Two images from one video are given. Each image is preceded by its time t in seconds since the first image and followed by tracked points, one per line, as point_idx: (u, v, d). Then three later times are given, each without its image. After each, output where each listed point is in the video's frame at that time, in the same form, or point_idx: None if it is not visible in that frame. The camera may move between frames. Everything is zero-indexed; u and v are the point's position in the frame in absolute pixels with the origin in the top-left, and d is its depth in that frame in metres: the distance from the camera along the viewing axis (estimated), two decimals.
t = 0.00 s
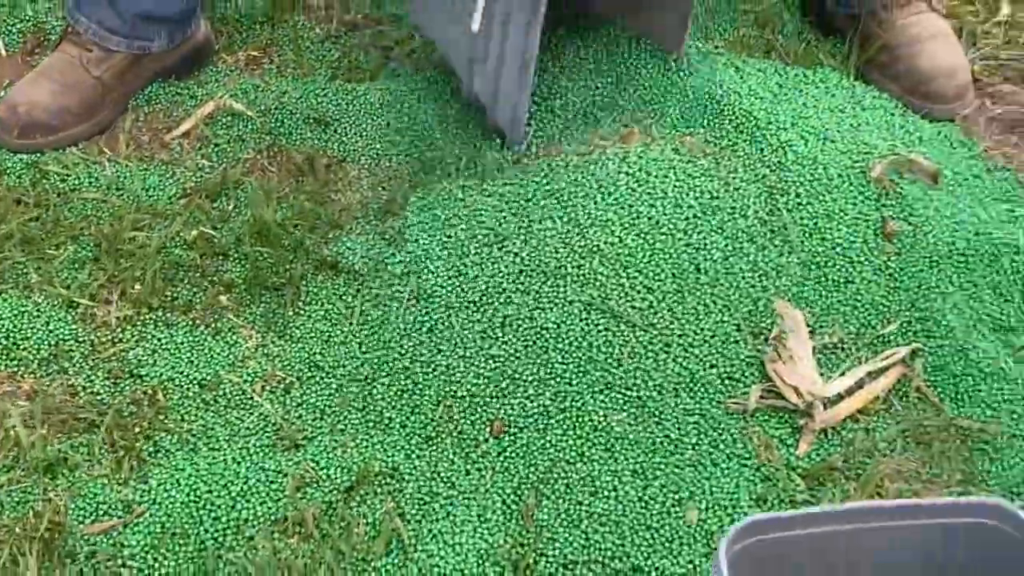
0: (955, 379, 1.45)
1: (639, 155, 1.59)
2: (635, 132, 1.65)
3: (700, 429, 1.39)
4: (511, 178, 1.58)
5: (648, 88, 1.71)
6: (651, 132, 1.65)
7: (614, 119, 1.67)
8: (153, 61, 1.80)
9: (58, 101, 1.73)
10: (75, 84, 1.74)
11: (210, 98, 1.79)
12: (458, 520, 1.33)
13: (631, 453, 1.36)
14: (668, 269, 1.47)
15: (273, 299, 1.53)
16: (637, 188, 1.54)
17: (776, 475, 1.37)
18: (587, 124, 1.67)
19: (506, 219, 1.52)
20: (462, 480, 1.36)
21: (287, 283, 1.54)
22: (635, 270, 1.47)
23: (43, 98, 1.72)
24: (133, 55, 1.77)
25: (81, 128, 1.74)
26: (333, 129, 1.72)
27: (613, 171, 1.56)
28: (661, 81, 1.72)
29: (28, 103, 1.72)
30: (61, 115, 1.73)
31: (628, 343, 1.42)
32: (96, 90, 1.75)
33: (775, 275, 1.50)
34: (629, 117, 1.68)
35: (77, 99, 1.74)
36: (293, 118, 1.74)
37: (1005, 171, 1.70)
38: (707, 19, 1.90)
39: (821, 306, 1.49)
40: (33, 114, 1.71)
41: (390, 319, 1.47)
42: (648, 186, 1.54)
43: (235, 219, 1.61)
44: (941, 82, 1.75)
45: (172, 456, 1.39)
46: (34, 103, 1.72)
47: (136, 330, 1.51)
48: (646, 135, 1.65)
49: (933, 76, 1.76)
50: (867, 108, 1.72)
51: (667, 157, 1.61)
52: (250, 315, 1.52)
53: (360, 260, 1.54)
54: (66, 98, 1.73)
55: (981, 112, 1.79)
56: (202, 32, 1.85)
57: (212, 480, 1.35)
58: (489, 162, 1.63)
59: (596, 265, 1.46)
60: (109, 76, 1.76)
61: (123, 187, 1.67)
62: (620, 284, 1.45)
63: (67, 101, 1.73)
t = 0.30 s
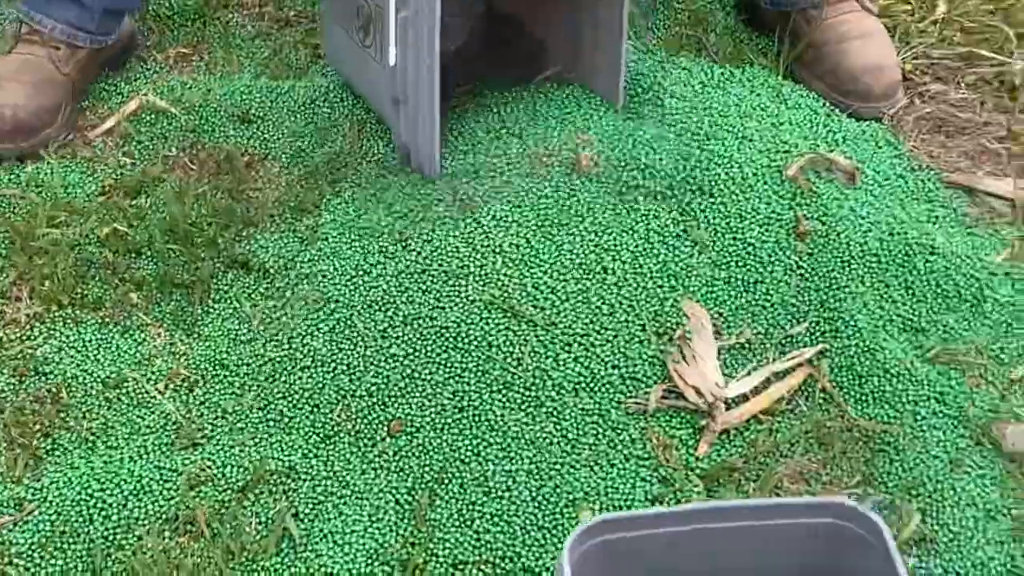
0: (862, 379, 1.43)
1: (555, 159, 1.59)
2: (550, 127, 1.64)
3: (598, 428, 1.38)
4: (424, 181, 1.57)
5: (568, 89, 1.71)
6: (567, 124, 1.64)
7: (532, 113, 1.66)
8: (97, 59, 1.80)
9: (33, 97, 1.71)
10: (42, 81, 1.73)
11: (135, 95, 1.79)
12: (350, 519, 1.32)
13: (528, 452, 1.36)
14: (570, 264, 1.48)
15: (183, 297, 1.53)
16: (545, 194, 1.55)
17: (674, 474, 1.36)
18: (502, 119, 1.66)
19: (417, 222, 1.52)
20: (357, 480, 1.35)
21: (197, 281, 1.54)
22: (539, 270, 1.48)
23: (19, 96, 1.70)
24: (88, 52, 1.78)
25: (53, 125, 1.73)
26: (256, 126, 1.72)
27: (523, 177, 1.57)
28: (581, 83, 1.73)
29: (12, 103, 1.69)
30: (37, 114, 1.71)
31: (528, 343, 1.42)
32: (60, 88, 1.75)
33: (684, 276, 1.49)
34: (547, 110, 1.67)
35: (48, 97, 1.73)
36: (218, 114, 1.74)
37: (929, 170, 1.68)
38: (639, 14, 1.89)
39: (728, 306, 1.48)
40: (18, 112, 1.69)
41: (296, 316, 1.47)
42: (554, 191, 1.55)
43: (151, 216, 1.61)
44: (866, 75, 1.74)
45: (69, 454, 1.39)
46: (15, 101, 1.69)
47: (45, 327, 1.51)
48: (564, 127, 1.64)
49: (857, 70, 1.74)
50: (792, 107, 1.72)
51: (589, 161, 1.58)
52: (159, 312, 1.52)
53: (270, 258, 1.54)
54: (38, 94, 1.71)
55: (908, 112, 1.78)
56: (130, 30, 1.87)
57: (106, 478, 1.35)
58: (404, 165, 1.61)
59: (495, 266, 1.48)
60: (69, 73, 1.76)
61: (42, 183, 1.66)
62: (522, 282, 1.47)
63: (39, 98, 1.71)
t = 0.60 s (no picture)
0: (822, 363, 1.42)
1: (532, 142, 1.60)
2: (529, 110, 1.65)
3: (563, 403, 1.37)
4: (398, 164, 1.58)
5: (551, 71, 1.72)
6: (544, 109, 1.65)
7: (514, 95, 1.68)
8: (80, 28, 1.79)
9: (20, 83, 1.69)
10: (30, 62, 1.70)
11: (122, 68, 1.80)
12: (310, 490, 1.33)
13: (491, 426, 1.36)
14: (537, 237, 1.50)
15: (159, 269, 1.54)
16: (518, 170, 1.56)
17: (637, 450, 1.35)
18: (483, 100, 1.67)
19: (386, 194, 1.55)
20: (320, 451, 1.35)
21: (173, 253, 1.54)
22: (509, 243, 1.49)
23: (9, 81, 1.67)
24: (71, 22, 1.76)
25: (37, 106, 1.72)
26: (240, 101, 1.73)
27: (498, 158, 1.58)
28: (563, 62, 1.73)
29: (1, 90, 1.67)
30: (31, 93, 1.70)
31: (494, 317, 1.43)
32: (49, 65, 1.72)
33: (656, 250, 1.49)
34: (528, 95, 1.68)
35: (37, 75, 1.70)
36: (202, 88, 1.75)
37: (914, 146, 1.66)
38: None
39: (699, 283, 1.47)
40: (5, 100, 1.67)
41: (267, 287, 1.49)
42: (525, 171, 1.56)
43: (132, 189, 1.62)
44: (868, 53, 1.72)
45: (38, 424, 1.39)
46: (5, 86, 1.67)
47: (21, 298, 1.51)
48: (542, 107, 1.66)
49: (858, 49, 1.72)
50: (777, 82, 1.70)
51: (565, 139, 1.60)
52: (135, 284, 1.53)
53: (245, 233, 1.55)
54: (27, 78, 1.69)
55: (898, 87, 1.76)
56: None
57: (72, 447, 1.36)
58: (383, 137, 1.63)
59: (462, 238, 1.49)
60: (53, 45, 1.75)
61: (25, 155, 1.67)
62: (490, 254, 1.48)
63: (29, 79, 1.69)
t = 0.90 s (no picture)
0: (831, 339, 1.42)
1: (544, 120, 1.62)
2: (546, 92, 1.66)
3: (573, 373, 1.39)
4: (415, 139, 1.60)
5: (573, 50, 1.72)
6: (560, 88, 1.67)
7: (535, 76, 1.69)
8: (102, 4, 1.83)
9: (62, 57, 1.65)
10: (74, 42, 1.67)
11: (146, 41, 1.82)
12: (322, 458, 1.34)
13: (501, 395, 1.37)
14: (550, 212, 1.52)
15: (179, 240, 1.56)
16: (532, 143, 1.59)
17: (646, 421, 1.35)
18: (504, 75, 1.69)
19: (402, 167, 1.57)
20: (332, 420, 1.37)
21: (192, 224, 1.57)
22: (523, 217, 1.51)
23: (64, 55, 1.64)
24: None
25: (50, 84, 1.74)
26: (261, 74, 1.75)
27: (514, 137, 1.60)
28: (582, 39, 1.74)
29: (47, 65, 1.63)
30: (52, 65, 1.73)
31: (507, 290, 1.45)
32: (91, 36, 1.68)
33: (669, 224, 1.51)
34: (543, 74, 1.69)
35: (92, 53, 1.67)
36: (225, 62, 1.77)
37: (932, 123, 1.66)
38: None
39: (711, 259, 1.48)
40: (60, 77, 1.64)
41: (283, 261, 1.51)
42: (540, 153, 1.58)
43: (154, 160, 1.64)
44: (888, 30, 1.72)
45: (57, 390, 1.41)
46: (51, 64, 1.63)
47: (44, 268, 1.54)
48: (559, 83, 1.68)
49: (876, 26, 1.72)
50: (794, 59, 1.71)
51: (581, 114, 1.62)
52: (155, 255, 1.55)
53: (264, 205, 1.57)
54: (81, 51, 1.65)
55: (918, 64, 1.76)
56: None
57: (91, 414, 1.38)
58: (405, 112, 1.65)
59: (476, 212, 1.52)
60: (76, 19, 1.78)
61: (51, 127, 1.70)
62: (504, 226, 1.51)
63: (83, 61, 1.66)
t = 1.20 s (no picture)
0: (854, 314, 1.44)
1: (569, 99, 1.64)
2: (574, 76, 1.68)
3: (599, 347, 1.41)
4: (443, 117, 1.64)
5: (600, 29, 1.74)
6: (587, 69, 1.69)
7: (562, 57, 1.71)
8: None
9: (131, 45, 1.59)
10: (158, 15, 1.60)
11: (180, 20, 1.85)
12: (351, 429, 1.37)
13: (527, 367, 1.40)
14: (576, 190, 1.54)
15: (211, 215, 1.58)
16: (557, 121, 1.61)
17: (670, 395, 1.38)
18: (531, 56, 1.71)
19: (430, 145, 1.60)
20: (362, 391, 1.40)
21: (224, 200, 1.59)
22: (551, 193, 1.54)
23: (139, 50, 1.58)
24: None
25: (82, 63, 1.77)
26: (292, 54, 1.77)
27: (542, 116, 1.62)
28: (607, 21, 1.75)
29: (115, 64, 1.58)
30: (84, 41, 1.77)
31: (533, 267, 1.48)
32: None
33: (694, 202, 1.53)
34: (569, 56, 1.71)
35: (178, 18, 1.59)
36: (257, 41, 1.80)
37: (956, 104, 1.67)
38: None
39: (735, 237, 1.50)
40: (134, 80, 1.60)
41: (313, 238, 1.53)
42: (567, 134, 1.60)
43: (187, 137, 1.67)
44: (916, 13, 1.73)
45: (92, 361, 1.44)
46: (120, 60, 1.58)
47: (79, 242, 1.57)
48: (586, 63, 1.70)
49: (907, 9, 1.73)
50: (820, 41, 1.73)
51: (610, 92, 1.65)
52: (187, 230, 1.57)
53: (295, 181, 1.60)
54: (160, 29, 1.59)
55: (941, 46, 1.77)
56: None
57: (125, 384, 1.41)
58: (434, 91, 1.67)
59: (504, 190, 1.54)
60: None
61: (86, 105, 1.73)
62: (531, 204, 1.53)
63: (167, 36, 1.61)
